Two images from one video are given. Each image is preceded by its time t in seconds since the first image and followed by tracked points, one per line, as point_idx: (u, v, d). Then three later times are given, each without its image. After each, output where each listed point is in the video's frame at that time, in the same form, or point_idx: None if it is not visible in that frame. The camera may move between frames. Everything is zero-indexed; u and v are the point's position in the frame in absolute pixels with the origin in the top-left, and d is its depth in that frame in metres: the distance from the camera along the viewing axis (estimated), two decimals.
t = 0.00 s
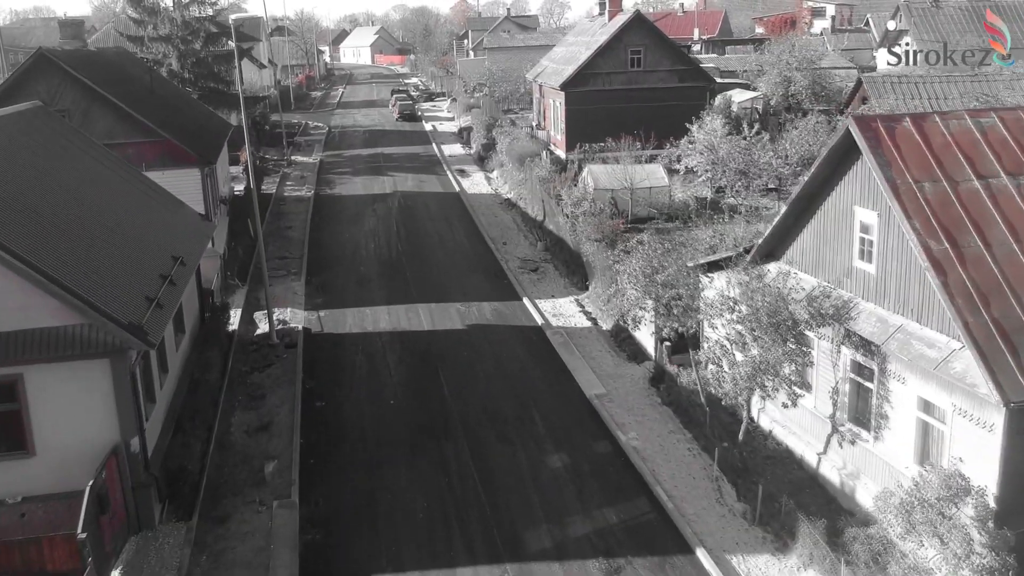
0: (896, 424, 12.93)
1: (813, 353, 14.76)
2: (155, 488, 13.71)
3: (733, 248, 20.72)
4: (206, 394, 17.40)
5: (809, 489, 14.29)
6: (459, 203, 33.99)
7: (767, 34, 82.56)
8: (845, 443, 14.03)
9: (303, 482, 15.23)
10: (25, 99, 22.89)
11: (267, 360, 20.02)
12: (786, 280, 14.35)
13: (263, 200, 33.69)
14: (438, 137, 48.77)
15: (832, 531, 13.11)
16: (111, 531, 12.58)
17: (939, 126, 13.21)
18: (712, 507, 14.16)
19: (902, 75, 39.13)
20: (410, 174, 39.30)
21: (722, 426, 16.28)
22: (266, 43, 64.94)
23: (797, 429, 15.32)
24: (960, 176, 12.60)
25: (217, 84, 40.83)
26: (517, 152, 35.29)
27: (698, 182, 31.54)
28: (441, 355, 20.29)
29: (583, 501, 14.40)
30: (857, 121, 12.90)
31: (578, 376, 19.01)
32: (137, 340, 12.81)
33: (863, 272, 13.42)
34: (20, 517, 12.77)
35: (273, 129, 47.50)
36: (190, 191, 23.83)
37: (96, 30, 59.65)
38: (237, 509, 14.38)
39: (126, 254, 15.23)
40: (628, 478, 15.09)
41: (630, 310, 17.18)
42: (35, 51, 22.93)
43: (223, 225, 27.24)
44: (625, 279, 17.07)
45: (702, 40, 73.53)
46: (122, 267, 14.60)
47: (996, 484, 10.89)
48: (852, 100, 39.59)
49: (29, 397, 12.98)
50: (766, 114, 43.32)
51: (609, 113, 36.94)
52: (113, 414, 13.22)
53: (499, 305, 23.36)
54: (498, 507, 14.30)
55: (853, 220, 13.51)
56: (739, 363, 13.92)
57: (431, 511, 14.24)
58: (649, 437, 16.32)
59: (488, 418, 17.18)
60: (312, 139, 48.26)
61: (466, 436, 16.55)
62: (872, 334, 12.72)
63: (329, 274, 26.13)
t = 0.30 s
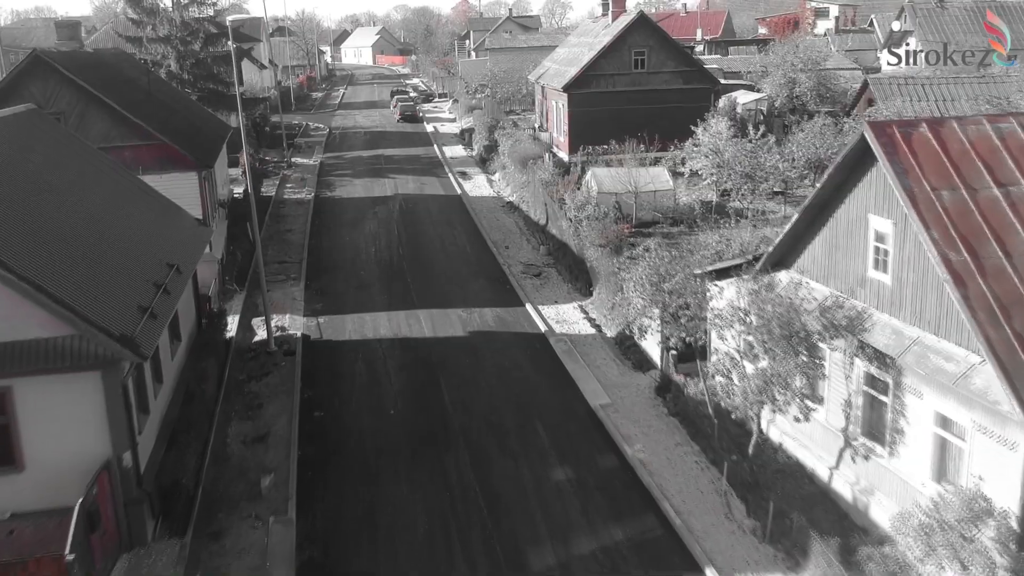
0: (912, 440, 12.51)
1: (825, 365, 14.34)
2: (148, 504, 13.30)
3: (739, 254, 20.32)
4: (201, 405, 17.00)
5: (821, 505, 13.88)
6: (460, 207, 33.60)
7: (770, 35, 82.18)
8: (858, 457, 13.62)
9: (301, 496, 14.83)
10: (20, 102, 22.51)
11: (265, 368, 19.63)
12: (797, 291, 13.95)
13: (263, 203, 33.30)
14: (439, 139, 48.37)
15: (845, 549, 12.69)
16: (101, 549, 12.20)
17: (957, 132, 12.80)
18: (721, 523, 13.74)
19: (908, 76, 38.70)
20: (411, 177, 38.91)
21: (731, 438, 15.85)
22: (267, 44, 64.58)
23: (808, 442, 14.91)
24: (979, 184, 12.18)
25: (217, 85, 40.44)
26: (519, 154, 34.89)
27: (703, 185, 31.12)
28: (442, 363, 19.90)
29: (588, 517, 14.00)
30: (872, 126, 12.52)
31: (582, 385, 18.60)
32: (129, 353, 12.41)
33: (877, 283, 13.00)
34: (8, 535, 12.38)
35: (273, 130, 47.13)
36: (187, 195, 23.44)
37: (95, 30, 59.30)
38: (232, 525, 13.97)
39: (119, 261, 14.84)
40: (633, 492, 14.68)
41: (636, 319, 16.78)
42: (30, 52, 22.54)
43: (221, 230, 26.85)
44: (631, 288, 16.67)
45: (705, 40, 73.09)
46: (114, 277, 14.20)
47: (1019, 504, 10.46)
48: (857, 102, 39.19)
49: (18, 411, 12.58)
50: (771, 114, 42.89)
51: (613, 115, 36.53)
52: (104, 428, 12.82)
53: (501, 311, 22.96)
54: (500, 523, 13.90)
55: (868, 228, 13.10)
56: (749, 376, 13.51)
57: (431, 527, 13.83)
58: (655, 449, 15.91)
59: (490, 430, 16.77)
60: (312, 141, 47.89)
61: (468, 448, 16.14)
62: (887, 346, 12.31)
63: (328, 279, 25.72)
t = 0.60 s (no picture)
0: (929, 457, 12.08)
1: (839, 379, 13.90)
2: (140, 522, 12.89)
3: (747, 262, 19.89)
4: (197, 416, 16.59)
5: (834, 524, 13.44)
6: (462, 211, 33.19)
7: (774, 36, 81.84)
8: (873, 474, 13.19)
9: (298, 512, 14.43)
10: (14, 105, 22.12)
11: (262, 377, 19.23)
12: (809, 302, 13.54)
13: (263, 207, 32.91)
14: (441, 141, 47.97)
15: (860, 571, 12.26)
16: (90, 570, 11.82)
17: (976, 140, 12.38)
18: (731, 542, 13.31)
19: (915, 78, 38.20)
20: (412, 180, 38.52)
21: (740, 452, 15.42)
22: (268, 45, 64.22)
23: (820, 458, 14.47)
24: (1000, 193, 11.74)
25: (217, 87, 40.05)
26: (522, 157, 34.49)
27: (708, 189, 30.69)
28: (443, 372, 19.47)
29: (594, 535, 13.58)
30: (888, 134, 12.14)
31: (587, 396, 18.17)
32: (120, 366, 12.01)
33: (893, 294, 12.59)
34: None
35: (274, 132, 46.75)
36: (184, 200, 23.05)
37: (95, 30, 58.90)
38: (227, 542, 13.56)
39: (111, 271, 14.45)
40: (640, 509, 14.26)
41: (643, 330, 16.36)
42: (25, 54, 22.16)
43: (220, 235, 26.45)
44: (637, 298, 16.26)
45: (708, 42, 72.73)
46: (106, 287, 13.80)
47: None
48: (864, 105, 38.76)
49: (6, 426, 12.19)
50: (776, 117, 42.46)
51: (616, 117, 36.11)
52: (95, 444, 12.42)
53: (504, 319, 22.55)
54: (504, 541, 13.47)
55: (884, 239, 12.69)
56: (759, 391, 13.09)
57: (432, 545, 13.41)
58: (663, 463, 15.49)
59: (493, 442, 16.35)
60: (313, 143, 47.51)
61: (470, 462, 15.72)
62: (904, 361, 11.89)
63: (328, 285, 25.32)
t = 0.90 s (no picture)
0: (948, 475, 11.63)
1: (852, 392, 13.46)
2: (131, 539, 12.48)
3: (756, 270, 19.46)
4: (191, 428, 16.20)
5: (847, 541, 13.02)
6: (464, 213, 32.79)
7: (777, 37, 81.58)
8: (888, 491, 12.73)
9: (294, 527, 14.03)
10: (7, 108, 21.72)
11: (260, 387, 18.84)
12: (821, 314, 13.13)
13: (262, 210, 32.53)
14: (443, 143, 47.57)
15: None
16: None
17: (997, 146, 11.97)
18: (741, 560, 12.88)
19: (922, 79, 37.77)
20: (414, 182, 38.12)
21: (749, 466, 14.99)
22: (269, 45, 63.81)
23: (832, 473, 14.03)
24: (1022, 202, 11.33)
25: (216, 89, 39.67)
26: (524, 159, 34.08)
27: (713, 192, 30.25)
28: (444, 381, 19.07)
29: (599, 553, 13.16)
30: (906, 141, 11.73)
31: (591, 406, 17.75)
32: (110, 381, 11.61)
33: (910, 306, 12.17)
34: None
35: (274, 134, 46.37)
36: (181, 205, 22.66)
37: (95, 30, 58.45)
38: (221, 560, 13.16)
39: (103, 280, 14.05)
40: (647, 525, 13.85)
41: (650, 341, 15.95)
42: (18, 56, 21.76)
43: (217, 239, 26.06)
44: (644, 307, 15.84)
45: (711, 43, 72.28)
46: (97, 297, 13.40)
47: None
48: (871, 106, 38.34)
49: None
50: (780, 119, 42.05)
51: (621, 119, 35.68)
52: (85, 460, 12.02)
53: (506, 325, 22.13)
54: (506, 559, 13.05)
55: (900, 249, 12.27)
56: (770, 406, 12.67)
57: (432, 563, 13.00)
58: (669, 477, 15.06)
59: (495, 455, 15.94)
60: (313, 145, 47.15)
61: (472, 476, 15.32)
62: (922, 375, 11.45)
63: (327, 290, 24.94)
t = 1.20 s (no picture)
0: (967, 493, 11.14)
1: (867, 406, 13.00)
2: (121, 558, 12.08)
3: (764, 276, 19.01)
4: (186, 439, 15.80)
5: (861, 559, 12.56)
6: (466, 216, 32.38)
7: (780, 38, 81.14)
8: (904, 508, 12.26)
9: (290, 544, 13.60)
10: None
11: (257, 395, 18.45)
12: (833, 324, 12.72)
13: (262, 213, 32.14)
14: (444, 144, 47.13)
15: None
16: None
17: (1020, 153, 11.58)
18: None
19: (929, 81, 37.31)
20: (415, 184, 37.72)
21: (759, 480, 14.56)
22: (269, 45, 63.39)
23: (845, 488, 13.56)
24: None
25: (215, 89, 39.41)
26: (527, 162, 33.65)
27: (719, 195, 29.82)
28: (445, 390, 18.64)
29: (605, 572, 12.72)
30: (925, 147, 11.36)
31: (595, 416, 17.31)
32: (98, 396, 11.19)
33: (927, 317, 11.75)
34: None
35: (275, 135, 45.99)
36: (178, 209, 22.28)
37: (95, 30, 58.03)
38: None
39: (93, 288, 13.64)
40: (654, 542, 13.42)
41: (657, 351, 15.53)
42: (11, 57, 21.37)
43: (215, 243, 25.67)
44: (650, 317, 15.42)
45: (714, 43, 71.80)
46: (87, 306, 12.99)
47: None
48: (878, 107, 37.85)
49: None
50: (785, 121, 41.60)
51: (624, 121, 35.26)
52: (73, 476, 11.61)
53: (508, 332, 21.71)
54: None
55: (918, 258, 11.85)
56: (781, 421, 12.24)
57: None
58: (676, 492, 14.63)
59: (498, 467, 15.52)
60: (314, 146, 46.91)
61: (473, 490, 14.89)
62: (941, 390, 11.00)
63: (327, 296, 24.51)
